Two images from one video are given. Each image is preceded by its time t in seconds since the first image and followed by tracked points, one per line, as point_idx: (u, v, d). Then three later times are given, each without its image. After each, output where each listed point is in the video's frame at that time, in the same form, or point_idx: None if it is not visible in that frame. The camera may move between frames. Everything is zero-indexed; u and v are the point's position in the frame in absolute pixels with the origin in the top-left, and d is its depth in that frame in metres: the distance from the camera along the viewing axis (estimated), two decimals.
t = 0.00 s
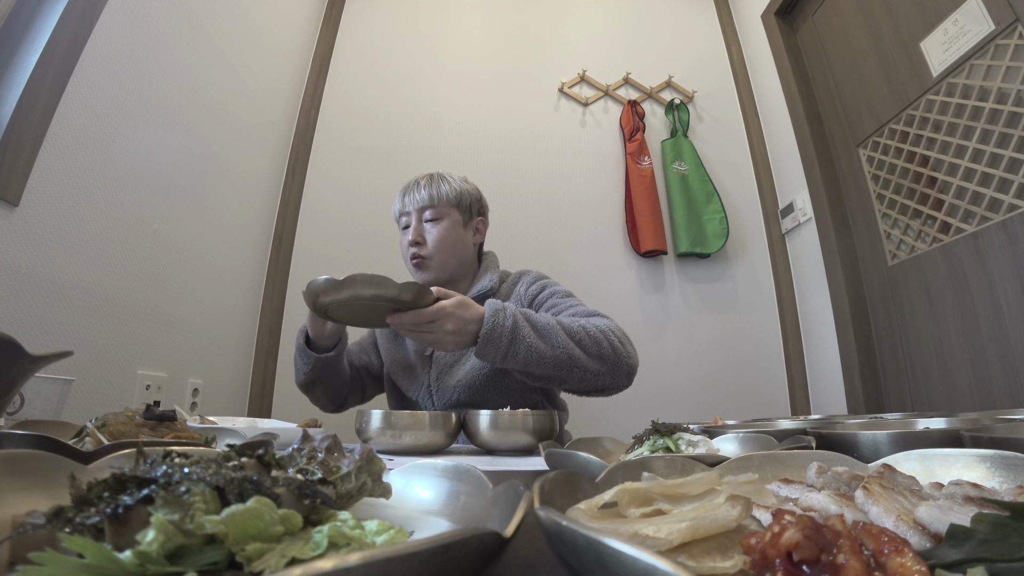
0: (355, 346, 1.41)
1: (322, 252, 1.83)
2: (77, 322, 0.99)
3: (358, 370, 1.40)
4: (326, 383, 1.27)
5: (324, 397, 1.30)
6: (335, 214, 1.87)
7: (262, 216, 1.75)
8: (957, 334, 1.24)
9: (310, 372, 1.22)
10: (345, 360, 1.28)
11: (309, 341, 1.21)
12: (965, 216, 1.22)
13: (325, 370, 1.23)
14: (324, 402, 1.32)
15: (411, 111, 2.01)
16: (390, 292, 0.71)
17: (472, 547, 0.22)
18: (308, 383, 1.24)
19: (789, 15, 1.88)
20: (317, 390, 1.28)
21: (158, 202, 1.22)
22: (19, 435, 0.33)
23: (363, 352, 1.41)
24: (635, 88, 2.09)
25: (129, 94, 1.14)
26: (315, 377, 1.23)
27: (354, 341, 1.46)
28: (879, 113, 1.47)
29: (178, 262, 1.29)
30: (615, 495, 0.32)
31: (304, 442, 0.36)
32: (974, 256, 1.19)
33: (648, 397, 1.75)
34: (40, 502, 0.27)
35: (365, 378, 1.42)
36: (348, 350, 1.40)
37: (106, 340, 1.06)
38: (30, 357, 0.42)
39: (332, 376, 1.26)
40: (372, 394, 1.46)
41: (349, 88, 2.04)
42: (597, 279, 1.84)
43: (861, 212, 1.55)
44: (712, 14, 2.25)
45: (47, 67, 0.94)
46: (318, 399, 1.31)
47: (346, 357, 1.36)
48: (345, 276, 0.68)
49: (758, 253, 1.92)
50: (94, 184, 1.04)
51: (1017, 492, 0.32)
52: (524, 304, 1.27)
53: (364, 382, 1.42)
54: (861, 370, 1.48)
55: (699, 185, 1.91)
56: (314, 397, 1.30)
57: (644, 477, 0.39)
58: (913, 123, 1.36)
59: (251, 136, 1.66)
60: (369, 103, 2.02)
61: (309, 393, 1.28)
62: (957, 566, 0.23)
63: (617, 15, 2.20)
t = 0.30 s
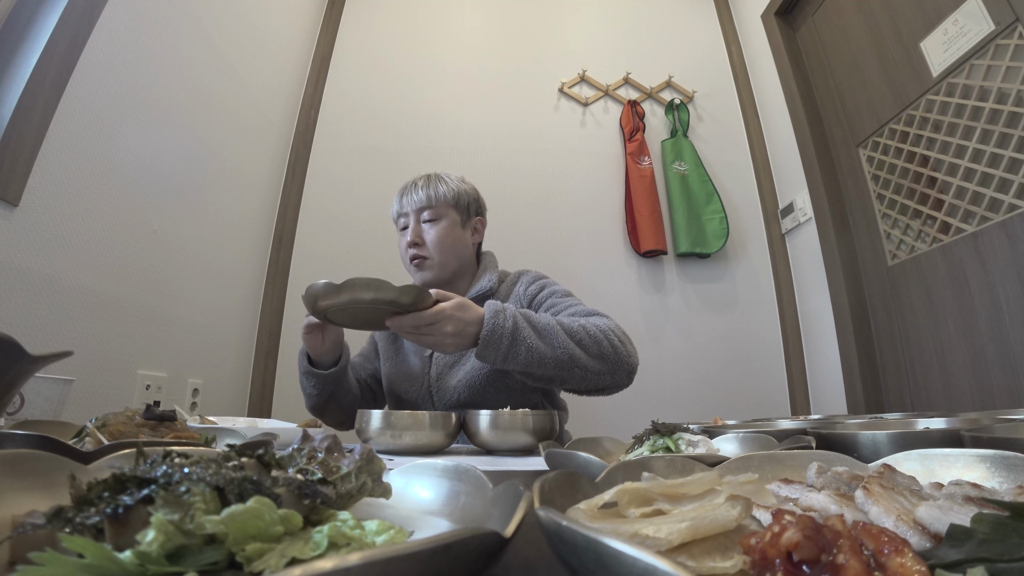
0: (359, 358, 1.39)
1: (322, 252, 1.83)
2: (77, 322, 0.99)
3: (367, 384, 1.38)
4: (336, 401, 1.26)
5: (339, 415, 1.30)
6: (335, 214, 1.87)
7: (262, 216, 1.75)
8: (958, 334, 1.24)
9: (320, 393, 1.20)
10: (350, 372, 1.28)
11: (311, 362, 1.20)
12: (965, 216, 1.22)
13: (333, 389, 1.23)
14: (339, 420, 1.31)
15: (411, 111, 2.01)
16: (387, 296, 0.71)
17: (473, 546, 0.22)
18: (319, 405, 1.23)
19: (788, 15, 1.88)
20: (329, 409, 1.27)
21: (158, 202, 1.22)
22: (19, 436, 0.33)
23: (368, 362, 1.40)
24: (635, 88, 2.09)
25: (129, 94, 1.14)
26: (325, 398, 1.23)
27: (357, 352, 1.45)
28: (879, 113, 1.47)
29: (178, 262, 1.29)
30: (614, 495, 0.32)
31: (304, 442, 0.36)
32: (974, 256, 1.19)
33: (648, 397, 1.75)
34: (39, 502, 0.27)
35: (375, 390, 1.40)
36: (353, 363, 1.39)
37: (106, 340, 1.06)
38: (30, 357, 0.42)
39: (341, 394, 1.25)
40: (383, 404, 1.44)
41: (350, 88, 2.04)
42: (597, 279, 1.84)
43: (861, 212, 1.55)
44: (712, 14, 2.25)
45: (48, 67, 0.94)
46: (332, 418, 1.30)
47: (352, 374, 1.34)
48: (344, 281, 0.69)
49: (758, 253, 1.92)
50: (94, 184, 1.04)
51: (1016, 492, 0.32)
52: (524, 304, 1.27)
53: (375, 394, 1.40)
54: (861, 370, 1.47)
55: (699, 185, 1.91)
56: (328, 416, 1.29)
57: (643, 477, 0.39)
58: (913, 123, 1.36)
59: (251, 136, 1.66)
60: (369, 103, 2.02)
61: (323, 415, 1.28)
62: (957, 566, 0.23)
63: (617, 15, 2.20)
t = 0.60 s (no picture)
0: (359, 360, 1.39)
1: (322, 251, 1.83)
2: (77, 321, 0.99)
3: (368, 387, 1.38)
4: (338, 404, 1.26)
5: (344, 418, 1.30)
6: (334, 214, 1.87)
7: (262, 216, 1.75)
8: (958, 334, 1.24)
9: (320, 395, 1.20)
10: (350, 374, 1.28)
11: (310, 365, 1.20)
12: (965, 216, 1.22)
13: (333, 391, 1.23)
14: (344, 424, 1.31)
15: (411, 111, 2.01)
16: (387, 297, 0.71)
17: (473, 546, 0.22)
18: (321, 408, 1.24)
19: (788, 15, 1.88)
20: (331, 412, 1.27)
21: (157, 202, 1.22)
22: (19, 436, 0.33)
23: (368, 364, 1.40)
24: (635, 88, 2.09)
25: (129, 94, 1.14)
26: (326, 401, 1.23)
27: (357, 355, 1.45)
28: (879, 113, 1.47)
29: (178, 262, 1.29)
30: (615, 495, 0.32)
31: (304, 442, 0.36)
32: (975, 256, 1.19)
33: (648, 397, 1.75)
34: (40, 502, 0.27)
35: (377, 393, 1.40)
36: (354, 365, 1.39)
37: (106, 340, 1.06)
38: (30, 357, 0.41)
39: (342, 396, 1.25)
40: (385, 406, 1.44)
41: (350, 88, 2.04)
42: (597, 279, 1.84)
43: (861, 212, 1.55)
44: (712, 14, 2.25)
45: (47, 67, 0.94)
46: (336, 422, 1.30)
47: (354, 376, 1.34)
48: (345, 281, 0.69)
49: (758, 253, 1.92)
50: (94, 184, 1.04)
51: (1016, 492, 0.32)
52: (524, 304, 1.27)
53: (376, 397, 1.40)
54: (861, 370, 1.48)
55: (699, 185, 1.91)
56: (330, 420, 1.29)
57: (643, 477, 0.39)
58: (913, 123, 1.36)
59: (251, 136, 1.66)
60: (369, 103, 2.02)
61: (326, 418, 1.28)
62: (957, 566, 0.23)
63: (617, 15, 2.20)
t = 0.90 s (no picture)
0: (359, 361, 1.40)
1: (322, 251, 1.83)
2: (77, 322, 0.99)
3: (369, 387, 1.38)
4: (338, 404, 1.26)
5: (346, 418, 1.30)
6: (334, 214, 1.87)
7: (262, 216, 1.75)
8: (958, 334, 1.24)
9: (320, 394, 1.20)
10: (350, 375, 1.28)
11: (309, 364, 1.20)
12: (965, 216, 1.22)
13: (334, 391, 1.23)
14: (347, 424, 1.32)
15: (411, 111, 2.01)
16: (381, 295, 0.71)
17: (472, 546, 0.22)
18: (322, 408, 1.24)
19: (789, 15, 1.88)
20: (332, 412, 1.27)
21: (157, 202, 1.22)
22: (19, 436, 0.33)
23: (368, 364, 1.40)
24: (635, 88, 2.09)
25: (129, 94, 1.14)
26: (326, 402, 1.23)
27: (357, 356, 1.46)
28: (879, 113, 1.47)
29: (178, 262, 1.29)
30: (614, 495, 0.32)
31: (304, 442, 0.36)
32: (974, 256, 1.19)
33: (648, 396, 1.75)
34: (40, 502, 0.27)
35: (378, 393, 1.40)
36: (354, 366, 1.39)
37: (106, 340, 1.06)
38: (31, 357, 0.41)
39: (342, 397, 1.25)
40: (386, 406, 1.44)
41: (350, 88, 2.04)
42: (597, 279, 1.84)
43: (861, 211, 1.55)
44: (712, 14, 2.25)
45: (47, 67, 0.94)
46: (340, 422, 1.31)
47: (354, 377, 1.34)
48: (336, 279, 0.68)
49: (758, 253, 1.92)
50: (94, 184, 1.03)
51: (1016, 492, 0.32)
52: (524, 303, 1.27)
53: (378, 396, 1.40)
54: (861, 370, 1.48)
55: (699, 185, 1.91)
56: (331, 420, 1.29)
57: (643, 476, 0.39)
58: (913, 123, 1.36)
59: (251, 136, 1.66)
60: (369, 103, 2.02)
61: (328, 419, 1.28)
62: (958, 566, 0.23)
63: (618, 14, 2.20)
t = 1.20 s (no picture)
0: (359, 355, 1.40)
1: (322, 251, 1.83)
2: (76, 321, 0.99)
3: (366, 382, 1.38)
4: (332, 397, 1.26)
5: (336, 411, 1.29)
6: (335, 214, 1.87)
7: (262, 216, 1.75)
8: (957, 333, 1.24)
9: (314, 386, 1.20)
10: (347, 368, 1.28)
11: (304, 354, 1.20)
12: (965, 216, 1.22)
13: (327, 383, 1.22)
14: (338, 418, 1.31)
15: (411, 111, 2.01)
16: (364, 285, 0.71)
17: (472, 546, 0.22)
18: (314, 399, 1.23)
19: (789, 15, 1.88)
20: (325, 405, 1.27)
21: (157, 202, 1.22)
22: (19, 435, 0.33)
23: (368, 360, 1.40)
24: (635, 88, 2.09)
25: (129, 94, 1.14)
26: (320, 393, 1.23)
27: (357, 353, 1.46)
28: (879, 113, 1.47)
29: (178, 261, 1.29)
30: (614, 495, 0.32)
31: (304, 442, 0.36)
32: (974, 256, 1.19)
33: (648, 396, 1.75)
34: (40, 502, 0.27)
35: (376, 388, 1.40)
36: (353, 361, 1.40)
37: (106, 340, 1.06)
38: (31, 357, 0.41)
39: (337, 389, 1.25)
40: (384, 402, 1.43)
41: (350, 88, 2.04)
42: (597, 278, 1.84)
43: (861, 211, 1.55)
44: (712, 14, 2.25)
45: (47, 67, 0.94)
46: (330, 415, 1.30)
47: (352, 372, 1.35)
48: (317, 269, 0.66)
49: (758, 253, 1.92)
50: (94, 184, 1.04)
51: (1017, 492, 0.32)
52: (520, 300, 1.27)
53: (376, 392, 1.40)
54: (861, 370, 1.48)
55: (699, 185, 1.91)
56: (325, 414, 1.29)
57: (643, 476, 0.39)
58: (913, 123, 1.36)
59: (251, 136, 1.66)
60: (369, 103, 2.02)
61: (320, 412, 1.28)
62: (957, 566, 0.23)
63: (617, 14, 2.20)
